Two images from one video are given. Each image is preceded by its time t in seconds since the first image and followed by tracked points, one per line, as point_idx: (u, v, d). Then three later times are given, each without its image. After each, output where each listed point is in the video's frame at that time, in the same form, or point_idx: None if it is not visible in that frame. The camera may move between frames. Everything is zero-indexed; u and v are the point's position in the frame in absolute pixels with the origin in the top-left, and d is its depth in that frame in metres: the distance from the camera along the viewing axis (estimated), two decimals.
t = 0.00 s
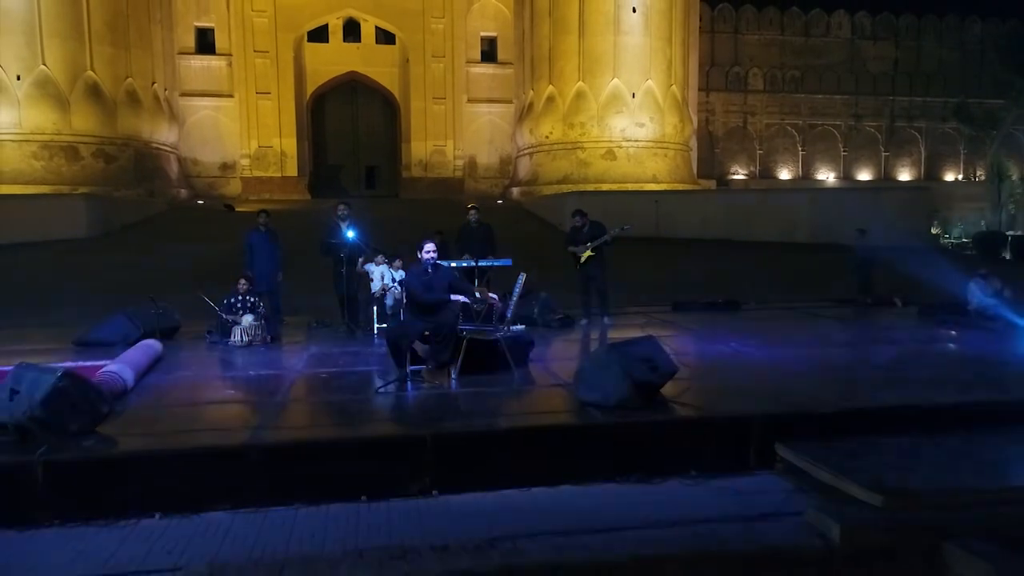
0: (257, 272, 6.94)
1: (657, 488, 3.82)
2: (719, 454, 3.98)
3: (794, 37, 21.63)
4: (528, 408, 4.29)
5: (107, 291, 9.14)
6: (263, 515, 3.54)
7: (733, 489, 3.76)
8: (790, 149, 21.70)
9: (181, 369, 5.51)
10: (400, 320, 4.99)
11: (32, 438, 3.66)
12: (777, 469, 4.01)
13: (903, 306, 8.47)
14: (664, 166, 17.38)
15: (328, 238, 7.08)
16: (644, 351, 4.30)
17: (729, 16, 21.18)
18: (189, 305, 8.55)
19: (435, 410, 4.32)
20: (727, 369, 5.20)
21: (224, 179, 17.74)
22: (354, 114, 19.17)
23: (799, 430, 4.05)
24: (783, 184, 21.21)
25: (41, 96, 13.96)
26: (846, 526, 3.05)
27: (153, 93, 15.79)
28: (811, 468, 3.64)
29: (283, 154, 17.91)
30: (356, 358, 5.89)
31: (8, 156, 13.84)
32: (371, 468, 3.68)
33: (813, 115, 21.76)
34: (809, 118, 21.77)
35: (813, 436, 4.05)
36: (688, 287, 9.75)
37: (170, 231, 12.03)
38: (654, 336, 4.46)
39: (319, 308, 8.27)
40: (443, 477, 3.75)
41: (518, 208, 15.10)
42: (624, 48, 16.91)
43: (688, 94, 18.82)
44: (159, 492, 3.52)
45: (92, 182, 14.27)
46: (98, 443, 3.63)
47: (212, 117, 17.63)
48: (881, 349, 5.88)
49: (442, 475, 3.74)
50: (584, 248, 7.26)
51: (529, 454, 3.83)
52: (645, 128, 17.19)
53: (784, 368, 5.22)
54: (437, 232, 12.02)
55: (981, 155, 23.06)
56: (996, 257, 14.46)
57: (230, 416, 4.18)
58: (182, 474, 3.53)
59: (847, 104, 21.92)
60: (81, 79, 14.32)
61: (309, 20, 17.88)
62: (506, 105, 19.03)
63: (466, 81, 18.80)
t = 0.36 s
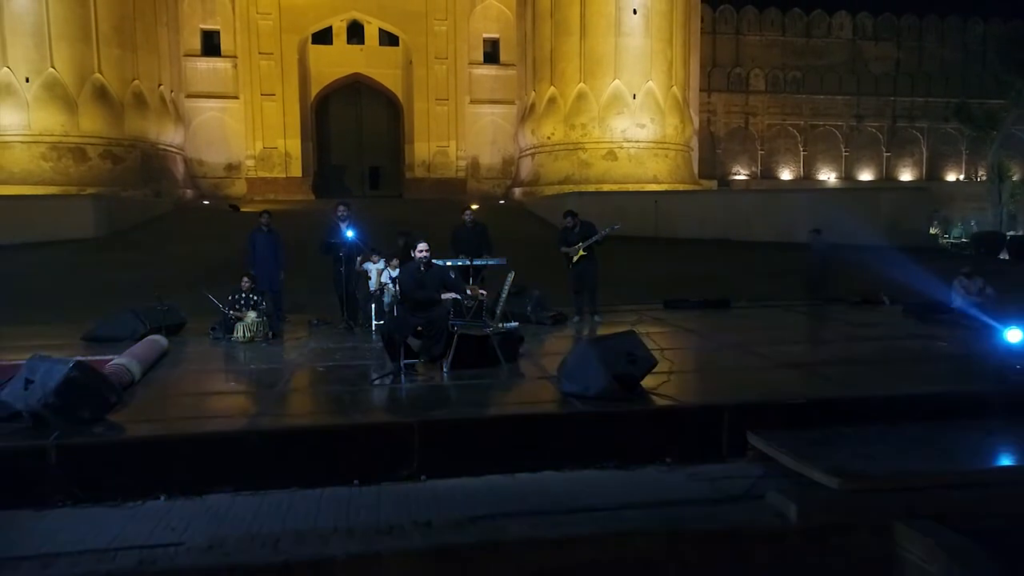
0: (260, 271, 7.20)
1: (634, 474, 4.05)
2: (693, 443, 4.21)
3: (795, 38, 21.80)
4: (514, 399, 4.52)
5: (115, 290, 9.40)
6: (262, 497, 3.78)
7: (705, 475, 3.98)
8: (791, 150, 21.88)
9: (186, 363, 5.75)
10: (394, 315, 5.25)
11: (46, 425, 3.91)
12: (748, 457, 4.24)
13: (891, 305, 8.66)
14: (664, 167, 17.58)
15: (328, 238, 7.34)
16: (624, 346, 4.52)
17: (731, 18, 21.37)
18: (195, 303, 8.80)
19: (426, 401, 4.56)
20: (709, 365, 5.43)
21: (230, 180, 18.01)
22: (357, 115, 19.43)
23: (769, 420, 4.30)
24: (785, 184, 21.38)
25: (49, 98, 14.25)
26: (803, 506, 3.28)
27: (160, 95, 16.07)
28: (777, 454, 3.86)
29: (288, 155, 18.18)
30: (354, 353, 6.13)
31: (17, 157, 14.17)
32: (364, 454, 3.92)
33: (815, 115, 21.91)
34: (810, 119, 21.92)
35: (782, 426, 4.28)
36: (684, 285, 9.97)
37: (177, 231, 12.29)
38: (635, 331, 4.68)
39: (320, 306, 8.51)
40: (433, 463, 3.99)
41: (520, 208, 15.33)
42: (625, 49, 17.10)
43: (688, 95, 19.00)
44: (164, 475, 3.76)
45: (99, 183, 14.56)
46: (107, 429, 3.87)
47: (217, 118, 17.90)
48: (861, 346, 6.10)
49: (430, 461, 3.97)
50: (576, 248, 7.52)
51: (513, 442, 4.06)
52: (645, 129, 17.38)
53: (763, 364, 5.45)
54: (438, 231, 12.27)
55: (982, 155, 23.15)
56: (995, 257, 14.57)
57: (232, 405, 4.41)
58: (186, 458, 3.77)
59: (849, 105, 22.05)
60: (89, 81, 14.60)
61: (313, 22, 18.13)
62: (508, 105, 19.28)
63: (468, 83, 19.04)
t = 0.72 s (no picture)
0: (261, 270, 7.43)
1: (613, 462, 4.26)
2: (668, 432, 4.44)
3: (796, 39, 21.98)
4: (502, 391, 4.73)
5: (122, 288, 9.63)
6: (259, 482, 4.01)
7: (679, 462, 4.20)
8: (791, 150, 22.06)
9: (189, 358, 5.98)
10: (389, 312, 5.47)
11: (56, 414, 4.14)
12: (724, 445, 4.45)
13: (879, 303, 8.87)
14: (664, 168, 17.76)
15: (328, 237, 7.57)
16: (606, 341, 4.75)
17: (731, 19, 21.56)
18: (199, 301, 9.03)
19: (418, 393, 4.78)
20: (691, 362, 5.65)
21: (233, 181, 18.27)
22: (359, 116, 19.66)
23: (743, 410, 4.53)
24: (784, 184, 21.57)
25: (55, 100, 14.50)
26: (768, 489, 3.49)
27: (164, 97, 16.33)
28: (748, 443, 4.07)
29: (291, 156, 18.44)
30: (351, 348, 6.36)
31: (24, 158, 14.46)
32: (357, 442, 4.14)
33: (814, 116, 22.08)
34: (810, 119, 22.09)
35: (755, 417, 4.51)
36: (678, 284, 10.17)
37: (182, 231, 12.53)
38: (616, 327, 4.90)
39: (320, 304, 8.74)
40: (422, 451, 4.21)
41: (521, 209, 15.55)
42: (625, 51, 17.29)
43: (688, 96, 19.18)
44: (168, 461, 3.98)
45: (104, 184, 14.82)
46: (114, 418, 4.09)
47: (221, 120, 18.15)
48: (841, 342, 6.31)
49: (419, 448, 4.20)
50: (569, 248, 7.71)
51: (499, 430, 4.28)
52: (645, 130, 17.57)
53: (744, 361, 5.67)
54: (438, 230, 12.49)
55: (982, 156, 23.29)
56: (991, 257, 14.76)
57: (233, 396, 4.64)
58: (188, 444, 4.00)
59: (849, 106, 22.22)
60: (94, 84, 14.85)
61: (316, 24, 18.36)
62: (508, 106, 19.52)
63: (469, 84, 19.26)
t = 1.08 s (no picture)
0: (267, 268, 7.69)
1: (600, 449, 4.49)
2: (654, 422, 4.66)
3: (799, 40, 22.14)
4: (496, 383, 4.97)
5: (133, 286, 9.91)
6: (265, 467, 4.26)
7: (663, 450, 4.42)
8: (794, 151, 22.22)
9: (198, 352, 6.23)
10: (389, 308, 5.75)
11: (74, 404, 4.40)
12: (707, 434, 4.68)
13: (872, 301, 9.05)
14: (667, 168, 17.93)
15: (332, 237, 7.81)
16: (597, 336, 4.99)
17: (734, 20, 21.73)
18: (208, 298, 9.29)
19: (416, 384, 5.02)
20: (680, 357, 5.88)
21: (240, 181, 18.56)
22: (365, 118, 19.91)
23: (726, 401, 4.75)
24: (788, 184, 21.72)
25: (65, 102, 14.81)
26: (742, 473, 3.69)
27: (173, 99, 16.62)
28: (727, 431, 4.29)
29: (297, 157, 18.74)
30: (354, 343, 6.60)
31: (36, 160, 14.80)
32: (357, 429, 4.39)
33: (818, 116, 22.22)
34: (814, 120, 22.23)
35: (737, 408, 4.72)
36: (676, 282, 10.35)
37: (191, 232, 12.80)
38: (607, 323, 5.14)
39: (325, 302, 8.99)
40: (419, 438, 4.45)
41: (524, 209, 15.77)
42: (628, 52, 17.46)
43: (691, 96, 19.35)
44: (180, 446, 4.24)
45: (113, 185, 15.12)
46: (130, 406, 4.35)
47: (228, 121, 18.45)
48: (829, 338, 6.50)
49: (416, 436, 4.44)
50: (566, 246, 7.94)
51: (492, 420, 4.51)
52: (648, 131, 17.73)
53: (731, 357, 5.89)
54: (442, 229, 12.73)
55: (986, 156, 23.36)
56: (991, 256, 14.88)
57: (240, 387, 4.89)
58: (199, 431, 4.25)
59: (852, 106, 22.35)
60: (104, 86, 15.16)
61: (322, 26, 18.65)
62: (513, 107, 19.75)
63: (474, 85, 19.51)
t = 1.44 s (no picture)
0: (279, 267, 7.96)
1: (593, 438, 4.72)
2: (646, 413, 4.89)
3: (807, 41, 22.24)
4: (496, 375, 5.20)
5: (151, 285, 10.22)
6: (276, 452, 4.51)
7: (653, 439, 4.64)
8: (803, 151, 22.32)
9: (213, 347, 6.50)
10: (395, 305, 5.98)
11: (98, 393, 4.69)
12: (696, 425, 4.89)
13: (872, 299, 9.22)
14: (674, 169, 18.10)
15: (341, 237, 8.07)
16: (591, 332, 5.24)
17: (743, 21, 21.85)
18: (222, 297, 9.58)
19: (420, 377, 5.27)
20: (676, 353, 6.09)
21: (253, 182, 18.90)
22: (376, 119, 20.19)
23: (715, 394, 4.98)
24: (796, 184, 21.84)
25: (82, 105, 15.19)
26: (725, 459, 3.90)
27: (187, 101, 16.97)
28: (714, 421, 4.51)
29: (309, 158, 19.08)
30: (362, 339, 6.86)
31: (54, 161, 15.20)
32: (364, 418, 4.64)
33: (827, 117, 22.31)
34: (823, 120, 22.32)
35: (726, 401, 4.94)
36: (680, 281, 10.55)
37: (206, 232, 13.12)
38: (601, 319, 5.38)
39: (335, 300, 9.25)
40: (421, 427, 4.69)
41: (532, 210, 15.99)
42: (636, 53, 17.64)
43: (699, 97, 19.49)
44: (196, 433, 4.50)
45: (129, 186, 15.48)
46: (150, 395, 4.62)
47: (241, 123, 18.79)
48: (823, 335, 6.69)
49: (419, 424, 4.68)
50: (568, 245, 8.16)
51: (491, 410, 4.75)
52: (655, 132, 17.89)
53: (725, 352, 6.09)
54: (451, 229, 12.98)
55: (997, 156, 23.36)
56: (997, 256, 14.98)
57: (253, 379, 5.16)
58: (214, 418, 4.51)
59: (861, 106, 22.42)
60: (120, 88, 15.52)
61: (333, 29, 18.97)
62: (522, 108, 19.99)
63: (483, 87, 19.77)
